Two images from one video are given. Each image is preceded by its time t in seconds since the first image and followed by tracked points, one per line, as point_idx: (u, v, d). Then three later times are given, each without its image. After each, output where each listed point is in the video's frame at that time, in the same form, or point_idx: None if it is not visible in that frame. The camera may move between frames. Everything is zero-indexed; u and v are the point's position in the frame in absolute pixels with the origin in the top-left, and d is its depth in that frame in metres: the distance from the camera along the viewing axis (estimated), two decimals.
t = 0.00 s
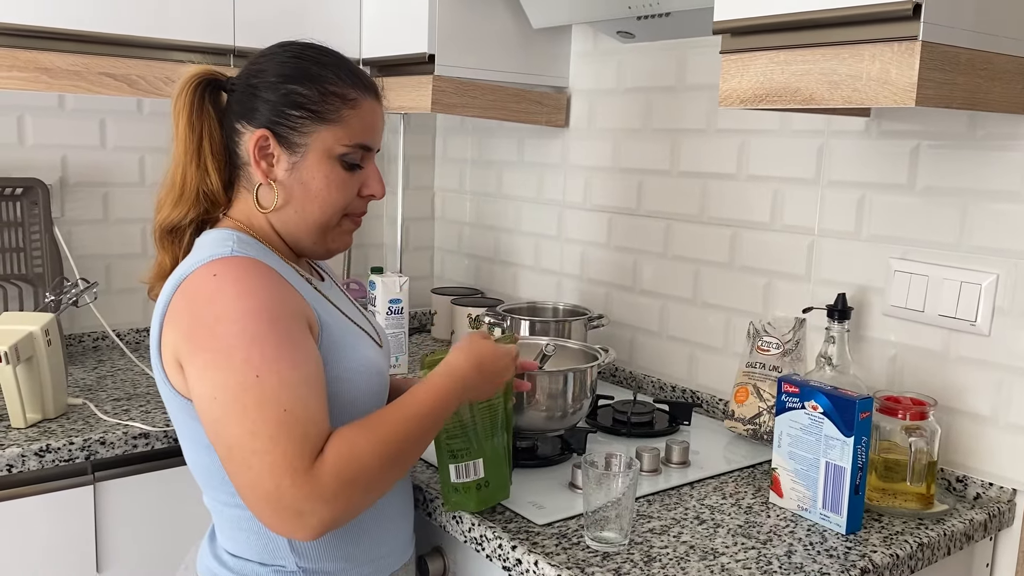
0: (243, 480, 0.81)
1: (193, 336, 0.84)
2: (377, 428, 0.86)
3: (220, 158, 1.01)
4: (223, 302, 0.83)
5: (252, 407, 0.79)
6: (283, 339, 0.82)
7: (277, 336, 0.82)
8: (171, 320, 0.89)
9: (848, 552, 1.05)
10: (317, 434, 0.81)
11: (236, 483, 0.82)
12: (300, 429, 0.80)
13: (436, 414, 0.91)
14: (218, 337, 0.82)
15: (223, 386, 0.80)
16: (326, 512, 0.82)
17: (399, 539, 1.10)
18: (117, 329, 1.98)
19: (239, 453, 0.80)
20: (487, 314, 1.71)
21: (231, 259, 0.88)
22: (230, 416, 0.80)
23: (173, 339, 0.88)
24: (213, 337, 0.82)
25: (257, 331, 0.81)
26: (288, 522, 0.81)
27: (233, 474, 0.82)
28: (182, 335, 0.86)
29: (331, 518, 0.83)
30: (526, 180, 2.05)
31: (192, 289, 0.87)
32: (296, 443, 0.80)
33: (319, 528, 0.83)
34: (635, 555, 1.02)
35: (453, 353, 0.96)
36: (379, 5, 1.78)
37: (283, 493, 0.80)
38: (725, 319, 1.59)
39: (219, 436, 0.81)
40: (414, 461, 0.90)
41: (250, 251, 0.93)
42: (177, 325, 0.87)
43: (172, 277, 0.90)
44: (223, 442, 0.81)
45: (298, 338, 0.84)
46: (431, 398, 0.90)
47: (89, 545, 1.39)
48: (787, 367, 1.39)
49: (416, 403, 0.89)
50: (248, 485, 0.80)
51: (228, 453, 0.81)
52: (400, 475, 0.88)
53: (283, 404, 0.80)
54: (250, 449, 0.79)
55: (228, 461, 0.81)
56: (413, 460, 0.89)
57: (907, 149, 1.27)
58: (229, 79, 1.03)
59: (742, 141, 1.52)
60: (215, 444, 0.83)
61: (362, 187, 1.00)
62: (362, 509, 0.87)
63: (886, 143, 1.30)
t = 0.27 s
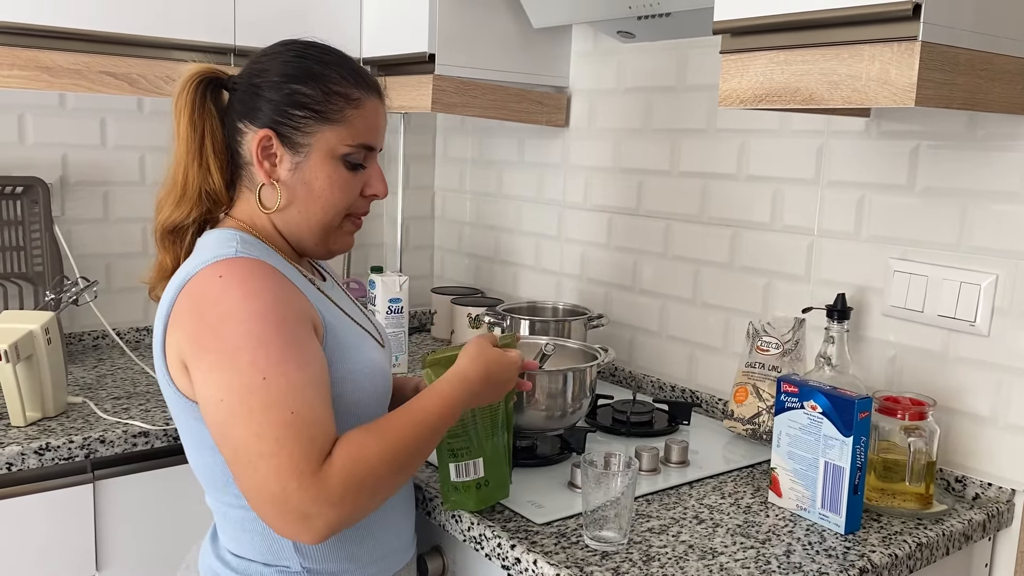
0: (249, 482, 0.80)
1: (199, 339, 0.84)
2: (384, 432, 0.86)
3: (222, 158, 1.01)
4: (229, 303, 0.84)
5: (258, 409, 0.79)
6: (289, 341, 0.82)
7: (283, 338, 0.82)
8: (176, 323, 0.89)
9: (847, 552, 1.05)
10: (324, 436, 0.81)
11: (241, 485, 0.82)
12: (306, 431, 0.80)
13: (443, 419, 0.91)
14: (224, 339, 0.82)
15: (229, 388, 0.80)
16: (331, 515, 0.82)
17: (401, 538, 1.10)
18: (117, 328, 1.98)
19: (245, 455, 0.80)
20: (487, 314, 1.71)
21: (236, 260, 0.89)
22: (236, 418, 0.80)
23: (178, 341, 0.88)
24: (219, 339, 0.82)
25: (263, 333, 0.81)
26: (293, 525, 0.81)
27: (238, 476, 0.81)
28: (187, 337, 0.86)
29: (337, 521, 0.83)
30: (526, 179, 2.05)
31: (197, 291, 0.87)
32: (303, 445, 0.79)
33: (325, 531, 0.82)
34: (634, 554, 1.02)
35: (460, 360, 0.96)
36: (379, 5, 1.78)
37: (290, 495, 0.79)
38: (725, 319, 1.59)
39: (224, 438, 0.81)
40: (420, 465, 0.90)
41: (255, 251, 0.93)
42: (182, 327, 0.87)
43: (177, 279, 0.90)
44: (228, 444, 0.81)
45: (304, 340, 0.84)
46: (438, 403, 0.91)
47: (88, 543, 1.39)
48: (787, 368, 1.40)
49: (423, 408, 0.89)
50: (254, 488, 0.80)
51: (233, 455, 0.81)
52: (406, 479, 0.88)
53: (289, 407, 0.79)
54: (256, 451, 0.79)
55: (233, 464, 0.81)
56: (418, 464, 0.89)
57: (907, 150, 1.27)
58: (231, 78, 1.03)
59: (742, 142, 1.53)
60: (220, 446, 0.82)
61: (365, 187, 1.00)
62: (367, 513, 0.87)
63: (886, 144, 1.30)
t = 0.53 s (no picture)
0: (257, 479, 0.80)
1: (204, 338, 0.84)
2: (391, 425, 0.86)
3: (226, 158, 1.01)
4: (235, 302, 0.84)
5: (265, 405, 0.79)
6: (295, 337, 0.82)
7: (289, 334, 0.82)
8: (181, 323, 0.89)
9: (846, 551, 1.05)
10: (331, 430, 0.81)
11: (249, 482, 0.81)
12: (313, 426, 0.80)
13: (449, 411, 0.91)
14: (230, 337, 0.82)
15: (235, 385, 0.80)
16: (342, 509, 0.81)
17: (404, 538, 1.10)
18: (117, 327, 1.98)
19: (253, 451, 0.79)
20: (487, 313, 1.72)
21: (241, 259, 0.89)
22: (243, 414, 0.79)
23: (184, 341, 0.88)
24: (225, 337, 0.82)
25: (269, 330, 0.81)
26: (303, 520, 0.81)
27: (246, 474, 0.81)
28: (192, 337, 0.86)
29: (347, 515, 0.82)
30: (526, 179, 2.05)
31: (202, 290, 0.87)
32: (311, 440, 0.79)
33: (336, 525, 0.82)
34: (635, 553, 1.03)
35: (464, 349, 0.96)
36: (380, 4, 1.78)
37: (299, 490, 0.79)
38: (725, 318, 1.59)
39: (231, 436, 0.81)
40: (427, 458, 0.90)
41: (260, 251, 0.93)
42: (187, 327, 0.87)
43: (181, 280, 0.90)
44: (235, 441, 0.80)
45: (309, 336, 0.84)
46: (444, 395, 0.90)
47: (89, 542, 1.39)
48: (787, 367, 1.40)
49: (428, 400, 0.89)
50: (263, 484, 0.80)
51: (241, 452, 0.80)
52: (413, 472, 0.88)
53: (296, 402, 0.79)
54: (264, 446, 0.79)
55: (241, 461, 0.81)
56: (426, 457, 0.89)
57: (907, 150, 1.28)
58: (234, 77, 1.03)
59: (742, 142, 1.53)
60: (227, 444, 0.82)
61: (369, 187, 1.01)
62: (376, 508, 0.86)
63: (886, 144, 1.30)
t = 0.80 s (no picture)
0: (276, 444, 0.78)
1: (211, 321, 0.84)
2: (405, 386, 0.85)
3: (226, 156, 1.01)
4: (239, 285, 0.84)
5: (276, 368, 0.78)
6: (299, 309, 0.82)
7: (293, 306, 0.82)
8: (187, 316, 0.88)
9: (848, 550, 1.05)
10: (344, 387, 0.80)
11: (267, 453, 0.80)
12: (326, 383, 0.78)
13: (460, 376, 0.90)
14: (237, 312, 0.82)
15: (244, 357, 0.79)
16: (365, 463, 0.80)
17: (409, 535, 1.10)
18: (118, 325, 1.98)
19: (269, 414, 0.78)
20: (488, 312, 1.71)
21: (242, 249, 0.89)
22: (256, 380, 0.78)
23: (189, 333, 0.88)
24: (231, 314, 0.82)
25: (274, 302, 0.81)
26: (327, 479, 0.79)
27: (264, 444, 0.79)
28: (198, 327, 0.86)
29: (371, 471, 0.81)
30: (527, 178, 2.05)
31: (206, 279, 0.87)
32: (325, 395, 0.78)
33: (361, 481, 0.80)
34: (635, 552, 1.02)
35: (466, 325, 0.97)
36: (381, 2, 1.78)
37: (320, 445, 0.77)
38: (725, 318, 1.59)
39: (244, 408, 0.80)
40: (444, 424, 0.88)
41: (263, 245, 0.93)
42: (193, 318, 0.87)
43: (186, 272, 0.90)
44: (250, 411, 0.79)
45: (314, 310, 0.84)
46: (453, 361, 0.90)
47: (90, 540, 1.39)
48: (788, 366, 1.40)
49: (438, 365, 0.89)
50: (282, 446, 0.78)
51: (257, 421, 0.79)
52: (432, 434, 0.87)
53: (307, 361, 0.78)
54: (279, 408, 0.77)
55: (258, 431, 0.79)
56: (443, 420, 0.87)
57: (909, 148, 1.27)
58: (233, 75, 1.03)
59: (743, 141, 1.53)
60: (241, 421, 0.81)
61: (369, 185, 1.01)
62: (398, 472, 0.85)
63: (888, 143, 1.30)
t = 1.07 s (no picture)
0: (286, 436, 0.78)
1: (215, 319, 0.84)
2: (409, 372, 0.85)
3: (226, 156, 1.01)
4: (241, 280, 0.84)
5: (282, 360, 0.78)
6: (302, 302, 0.82)
7: (296, 299, 0.82)
8: (190, 316, 0.88)
9: (848, 550, 1.05)
10: (350, 376, 0.80)
11: (277, 446, 0.80)
12: (333, 372, 0.79)
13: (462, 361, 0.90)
14: (240, 307, 0.82)
15: (249, 351, 0.79)
16: (377, 450, 0.79)
17: (412, 534, 1.10)
18: (118, 323, 1.98)
19: (278, 406, 0.78)
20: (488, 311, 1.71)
21: (242, 246, 0.89)
22: (262, 373, 0.78)
23: (192, 333, 0.88)
24: (235, 310, 0.82)
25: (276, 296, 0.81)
26: (339, 468, 0.79)
27: (274, 437, 0.79)
28: (202, 326, 0.86)
29: (383, 457, 0.80)
30: (528, 176, 2.05)
31: (208, 278, 0.87)
32: (331, 385, 0.78)
33: (375, 468, 0.80)
34: (636, 551, 1.02)
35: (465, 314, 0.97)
36: None
37: (331, 433, 0.77)
38: (726, 316, 1.59)
39: (252, 402, 0.80)
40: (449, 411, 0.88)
41: (265, 243, 0.93)
42: (196, 317, 0.87)
43: (187, 272, 0.90)
44: (258, 404, 0.79)
45: (316, 302, 0.84)
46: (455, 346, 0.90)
47: (90, 539, 1.39)
48: (788, 366, 1.40)
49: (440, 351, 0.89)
50: (293, 437, 0.78)
51: (266, 415, 0.79)
52: (440, 421, 0.87)
53: (313, 351, 0.78)
54: (287, 399, 0.77)
55: (267, 424, 0.79)
56: (449, 407, 0.87)
57: (910, 147, 1.27)
58: (232, 75, 1.03)
59: (744, 139, 1.52)
60: (250, 416, 0.81)
61: (369, 185, 1.01)
62: (409, 460, 0.84)
63: (889, 142, 1.30)
